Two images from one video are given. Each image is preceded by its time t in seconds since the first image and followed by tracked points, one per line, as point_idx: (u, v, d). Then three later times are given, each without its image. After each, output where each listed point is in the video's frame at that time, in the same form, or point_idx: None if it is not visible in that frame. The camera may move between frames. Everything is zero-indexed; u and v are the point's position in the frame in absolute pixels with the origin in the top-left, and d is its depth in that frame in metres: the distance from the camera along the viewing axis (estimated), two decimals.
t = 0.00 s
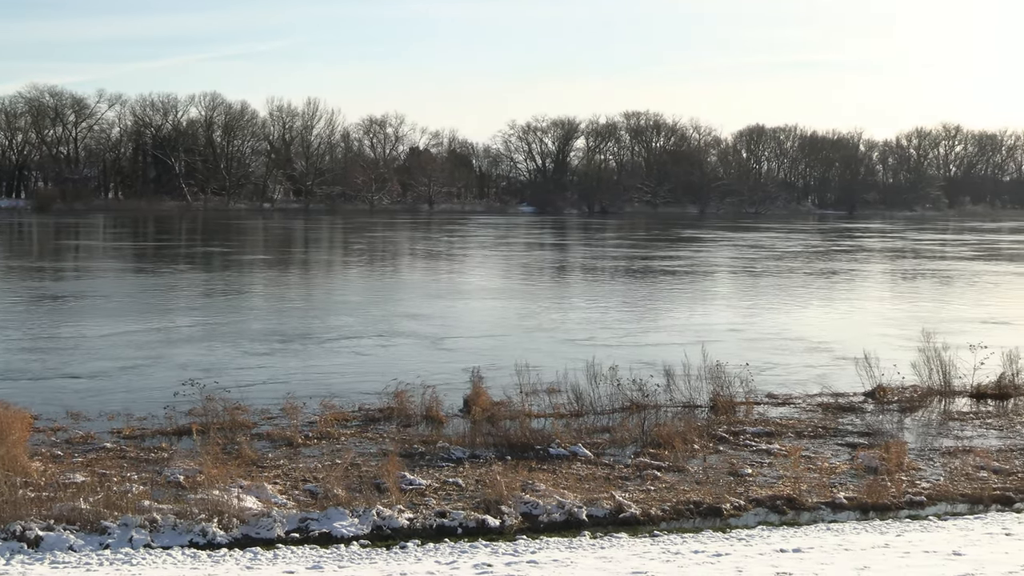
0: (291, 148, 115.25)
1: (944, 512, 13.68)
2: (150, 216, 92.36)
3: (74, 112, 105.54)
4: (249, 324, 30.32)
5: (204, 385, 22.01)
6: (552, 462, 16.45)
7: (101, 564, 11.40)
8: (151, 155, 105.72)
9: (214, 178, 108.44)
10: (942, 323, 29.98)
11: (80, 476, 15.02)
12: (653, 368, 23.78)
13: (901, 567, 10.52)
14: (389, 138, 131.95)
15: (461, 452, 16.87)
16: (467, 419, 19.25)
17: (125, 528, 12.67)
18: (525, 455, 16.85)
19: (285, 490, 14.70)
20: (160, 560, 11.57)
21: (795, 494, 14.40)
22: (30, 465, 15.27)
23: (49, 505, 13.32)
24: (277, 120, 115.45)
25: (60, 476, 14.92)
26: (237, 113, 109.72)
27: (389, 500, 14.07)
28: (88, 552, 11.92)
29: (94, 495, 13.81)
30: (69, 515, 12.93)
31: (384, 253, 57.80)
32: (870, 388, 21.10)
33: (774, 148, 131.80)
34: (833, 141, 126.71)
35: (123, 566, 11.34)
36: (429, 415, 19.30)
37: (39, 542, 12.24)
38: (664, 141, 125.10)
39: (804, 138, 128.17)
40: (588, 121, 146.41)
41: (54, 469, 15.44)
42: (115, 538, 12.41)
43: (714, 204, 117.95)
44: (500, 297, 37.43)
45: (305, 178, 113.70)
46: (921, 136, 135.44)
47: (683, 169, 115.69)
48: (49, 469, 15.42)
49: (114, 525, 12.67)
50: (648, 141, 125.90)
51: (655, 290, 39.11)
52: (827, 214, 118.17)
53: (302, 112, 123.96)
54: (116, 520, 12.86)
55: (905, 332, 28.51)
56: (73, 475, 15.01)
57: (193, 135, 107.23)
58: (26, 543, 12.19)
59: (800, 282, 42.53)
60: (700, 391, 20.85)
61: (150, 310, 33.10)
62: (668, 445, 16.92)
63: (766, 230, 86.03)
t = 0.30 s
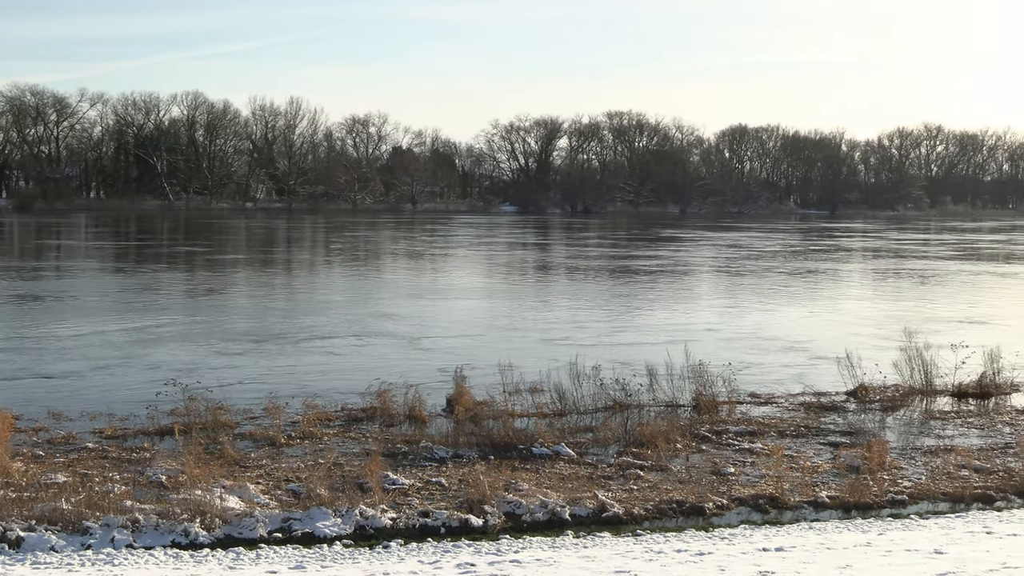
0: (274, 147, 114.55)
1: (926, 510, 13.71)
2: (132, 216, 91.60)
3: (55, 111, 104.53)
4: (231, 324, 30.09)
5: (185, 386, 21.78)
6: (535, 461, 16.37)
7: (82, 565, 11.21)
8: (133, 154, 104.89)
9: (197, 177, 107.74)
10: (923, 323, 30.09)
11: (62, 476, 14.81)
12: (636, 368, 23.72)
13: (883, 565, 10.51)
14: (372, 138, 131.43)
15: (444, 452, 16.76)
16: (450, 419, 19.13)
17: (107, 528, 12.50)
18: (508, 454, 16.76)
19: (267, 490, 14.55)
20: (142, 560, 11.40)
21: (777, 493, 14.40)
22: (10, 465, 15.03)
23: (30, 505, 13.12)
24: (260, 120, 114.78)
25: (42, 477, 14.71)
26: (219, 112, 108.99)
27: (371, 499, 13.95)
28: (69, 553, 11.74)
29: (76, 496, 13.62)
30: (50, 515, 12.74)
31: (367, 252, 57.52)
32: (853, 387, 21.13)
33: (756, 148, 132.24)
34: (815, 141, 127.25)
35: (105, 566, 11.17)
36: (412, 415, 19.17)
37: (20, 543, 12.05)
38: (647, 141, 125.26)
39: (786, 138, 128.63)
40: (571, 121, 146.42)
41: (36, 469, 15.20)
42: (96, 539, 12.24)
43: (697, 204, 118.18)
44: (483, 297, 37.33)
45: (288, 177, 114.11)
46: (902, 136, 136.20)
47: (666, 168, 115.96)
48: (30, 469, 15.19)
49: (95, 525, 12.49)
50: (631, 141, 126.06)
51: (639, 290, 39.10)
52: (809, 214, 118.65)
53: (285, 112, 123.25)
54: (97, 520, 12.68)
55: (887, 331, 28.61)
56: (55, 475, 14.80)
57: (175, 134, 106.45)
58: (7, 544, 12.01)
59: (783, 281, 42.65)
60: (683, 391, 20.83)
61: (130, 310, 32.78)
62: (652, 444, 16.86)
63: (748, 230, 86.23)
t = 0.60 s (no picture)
0: (261, 147, 114.09)
1: (912, 510, 13.74)
2: (118, 216, 91.07)
3: (42, 110, 103.83)
4: (218, 324, 29.94)
5: (172, 386, 21.65)
6: (523, 461, 16.31)
7: (69, 566, 11.08)
8: (120, 153, 104.36)
9: (184, 176, 107.25)
10: (909, 323, 30.21)
11: (48, 476, 14.66)
12: (623, 368, 23.69)
13: (871, 565, 10.50)
14: (359, 138, 131.00)
15: (431, 452, 16.68)
16: (437, 419, 19.05)
17: (93, 529, 12.39)
18: (496, 454, 16.70)
19: (254, 490, 14.43)
20: (129, 561, 11.29)
21: (764, 493, 14.40)
22: None
23: (16, 507, 12.99)
24: (247, 119, 114.28)
25: (27, 477, 14.56)
26: (206, 112, 108.49)
27: (359, 500, 13.86)
28: (56, 553, 11.62)
29: (62, 496, 13.47)
30: (36, 516, 12.61)
31: (354, 252, 57.34)
32: (840, 387, 21.16)
33: (743, 148, 132.55)
34: (802, 141, 127.65)
35: (91, 567, 11.04)
36: (400, 415, 19.09)
37: (6, 544, 11.92)
38: (634, 141, 125.46)
39: (774, 138, 129.08)
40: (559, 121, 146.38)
41: (22, 470, 15.04)
42: (83, 540, 12.13)
43: (684, 204, 118.40)
44: (471, 297, 37.27)
45: (275, 177, 113.52)
46: (889, 136, 136.77)
47: (653, 168, 116.21)
48: (16, 470, 15.04)
49: (82, 526, 12.37)
50: (618, 141, 126.07)
51: (626, 290, 39.11)
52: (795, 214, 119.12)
53: (272, 111, 122.68)
54: (84, 521, 12.57)
55: (873, 331, 28.69)
56: (41, 476, 14.64)
57: (162, 134, 105.93)
58: None
59: (770, 281, 42.74)
60: (670, 391, 20.80)
61: (116, 310, 32.56)
62: (639, 444, 16.85)
63: (736, 230, 86.39)
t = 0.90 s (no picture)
0: (246, 146, 113.43)
1: (897, 509, 13.76)
2: (103, 216, 90.40)
3: (26, 110, 102.99)
4: (204, 324, 29.78)
5: (157, 386, 21.50)
6: (508, 461, 16.24)
7: (53, 567, 10.95)
8: (104, 153, 103.69)
9: (169, 176, 106.47)
10: (894, 323, 30.32)
11: (32, 477, 14.49)
12: (609, 368, 23.67)
13: (856, 564, 10.49)
14: (345, 137, 130.45)
15: (417, 452, 16.59)
16: (423, 419, 18.97)
17: (78, 530, 12.27)
18: (481, 454, 16.63)
19: (239, 490, 14.31)
20: (114, 562, 11.16)
21: (750, 492, 14.39)
22: None
23: None
24: (232, 119, 113.67)
25: (11, 478, 14.38)
26: (192, 111, 107.86)
27: (344, 500, 13.77)
28: (40, 555, 11.49)
29: (47, 497, 13.32)
30: (20, 517, 12.47)
31: (340, 253, 57.12)
32: (825, 387, 21.21)
33: (729, 148, 132.84)
34: (787, 141, 128.06)
35: (75, 568, 10.90)
36: (386, 415, 18.98)
37: None
38: (620, 141, 125.60)
39: (759, 138, 129.42)
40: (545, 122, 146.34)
41: (6, 471, 14.86)
42: (67, 541, 12.00)
43: (670, 204, 118.62)
44: (457, 297, 37.21)
45: (260, 177, 112.89)
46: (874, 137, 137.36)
47: (639, 168, 116.34)
48: None
49: (66, 527, 12.24)
50: (604, 140, 126.08)
51: (613, 290, 39.13)
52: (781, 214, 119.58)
53: (257, 110, 122.02)
54: (69, 522, 12.43)
55: (858, 331, 28.79)
56: (25, 477, 14.47)
57: (147, 133, 105.22)
58: None
59: (756, 281, 42.84)
60: (656, 391, 20.78)
61: (101, 310, 32.34)
62: (625, 444, 16.81)
63: (721, 230, 86.57)
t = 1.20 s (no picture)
0: (232, 146, 112.79)
1: (882, 508, 13.79)
2: (88, 215, 89.73)
3: (10, 109, 102.15)
4: (190, 324, 29.62)
5: (142, 386, 21.35)
6: (494, 461, 16.19)
7: (38, 567, 10.82)
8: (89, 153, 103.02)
9: (154, 176, 105.61)
10: (880, 323, 30.43)
11: (17, 478, 14.31)
12: (595, 368, 23.63)
13: (842, 563, 10.48)
14: (330, 137, 129.85)
15: (403, 452, 16.51)
16: (409, 419, 18.88)
17: (63, 530, 12.15)
18: (468, 454, 16.58)
19: (225, 491, 14.18)
20: (99, 562, 11.05)
21: (736, 492, 14.39)
22: None
23: None
24: (218, 119, 113.01)
25: None
26: (177, 111, 107.24)
27: (330, 500, 13.68)
28: (25, 555, 11.37)
29: (32, 497, 13.17)
30: (5, 518, 12.33)
31: (326, 252, 56.90)
32: (812, 386, 21.25)
33: (715, 148, 133.05)
34: (773, 141, 128.43)
35: (60, 569, 10.77)
36: (372, 415, 18.88)
37: None
38: (606, 141, 125.61)
39: (745, 138, 129.75)
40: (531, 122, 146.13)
41: None
42: (53, 541, 11.88)
43: (656, 204, 118.82)
44: (444, 297, 37.14)
45: (246, 177, 112.41)
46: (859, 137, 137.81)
47: (625, 168, 116.49)
48: None
49: (51, 528, 12.12)
50: (590, 140, 126.10)
51: (599, 290, 39.13)
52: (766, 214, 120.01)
53: (243, 109, 121.34)
54: (54, 523, 12.30)
55: (843, 331, 28.88)
56: (9, 478, 14.28)
57: (132, 133, 104.45)
58: None
59: (742, 281, 42.93)
60: (642, 391, 20.79)
61: (86, 310, 32.13)
62: (611, 444, 16.79)
63: (706, 230, 86.72)
